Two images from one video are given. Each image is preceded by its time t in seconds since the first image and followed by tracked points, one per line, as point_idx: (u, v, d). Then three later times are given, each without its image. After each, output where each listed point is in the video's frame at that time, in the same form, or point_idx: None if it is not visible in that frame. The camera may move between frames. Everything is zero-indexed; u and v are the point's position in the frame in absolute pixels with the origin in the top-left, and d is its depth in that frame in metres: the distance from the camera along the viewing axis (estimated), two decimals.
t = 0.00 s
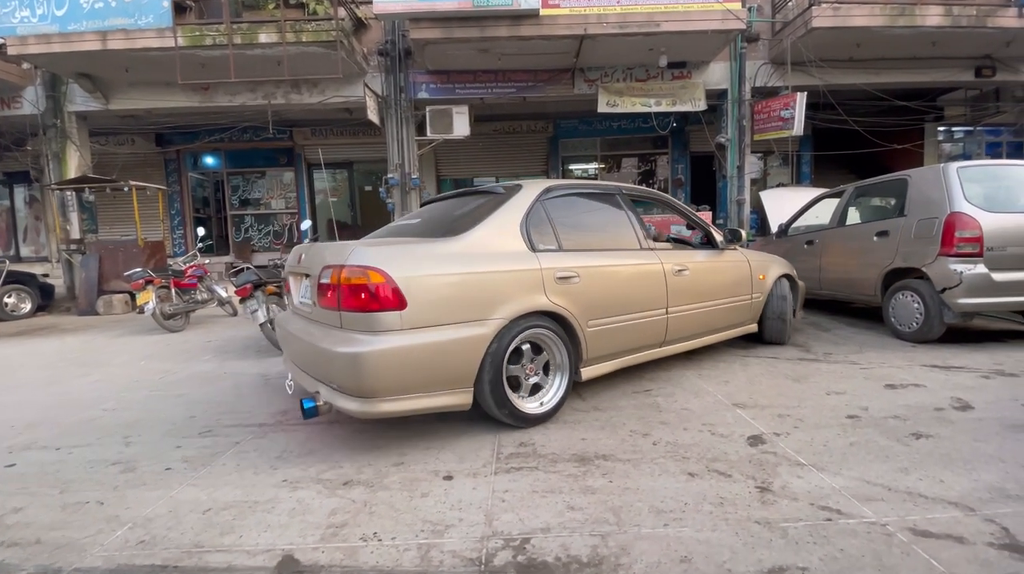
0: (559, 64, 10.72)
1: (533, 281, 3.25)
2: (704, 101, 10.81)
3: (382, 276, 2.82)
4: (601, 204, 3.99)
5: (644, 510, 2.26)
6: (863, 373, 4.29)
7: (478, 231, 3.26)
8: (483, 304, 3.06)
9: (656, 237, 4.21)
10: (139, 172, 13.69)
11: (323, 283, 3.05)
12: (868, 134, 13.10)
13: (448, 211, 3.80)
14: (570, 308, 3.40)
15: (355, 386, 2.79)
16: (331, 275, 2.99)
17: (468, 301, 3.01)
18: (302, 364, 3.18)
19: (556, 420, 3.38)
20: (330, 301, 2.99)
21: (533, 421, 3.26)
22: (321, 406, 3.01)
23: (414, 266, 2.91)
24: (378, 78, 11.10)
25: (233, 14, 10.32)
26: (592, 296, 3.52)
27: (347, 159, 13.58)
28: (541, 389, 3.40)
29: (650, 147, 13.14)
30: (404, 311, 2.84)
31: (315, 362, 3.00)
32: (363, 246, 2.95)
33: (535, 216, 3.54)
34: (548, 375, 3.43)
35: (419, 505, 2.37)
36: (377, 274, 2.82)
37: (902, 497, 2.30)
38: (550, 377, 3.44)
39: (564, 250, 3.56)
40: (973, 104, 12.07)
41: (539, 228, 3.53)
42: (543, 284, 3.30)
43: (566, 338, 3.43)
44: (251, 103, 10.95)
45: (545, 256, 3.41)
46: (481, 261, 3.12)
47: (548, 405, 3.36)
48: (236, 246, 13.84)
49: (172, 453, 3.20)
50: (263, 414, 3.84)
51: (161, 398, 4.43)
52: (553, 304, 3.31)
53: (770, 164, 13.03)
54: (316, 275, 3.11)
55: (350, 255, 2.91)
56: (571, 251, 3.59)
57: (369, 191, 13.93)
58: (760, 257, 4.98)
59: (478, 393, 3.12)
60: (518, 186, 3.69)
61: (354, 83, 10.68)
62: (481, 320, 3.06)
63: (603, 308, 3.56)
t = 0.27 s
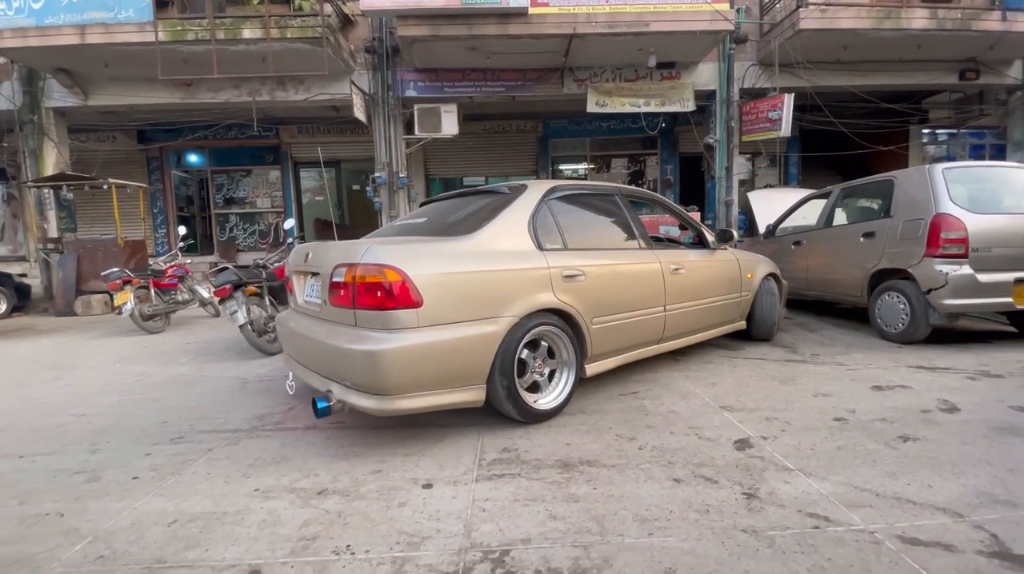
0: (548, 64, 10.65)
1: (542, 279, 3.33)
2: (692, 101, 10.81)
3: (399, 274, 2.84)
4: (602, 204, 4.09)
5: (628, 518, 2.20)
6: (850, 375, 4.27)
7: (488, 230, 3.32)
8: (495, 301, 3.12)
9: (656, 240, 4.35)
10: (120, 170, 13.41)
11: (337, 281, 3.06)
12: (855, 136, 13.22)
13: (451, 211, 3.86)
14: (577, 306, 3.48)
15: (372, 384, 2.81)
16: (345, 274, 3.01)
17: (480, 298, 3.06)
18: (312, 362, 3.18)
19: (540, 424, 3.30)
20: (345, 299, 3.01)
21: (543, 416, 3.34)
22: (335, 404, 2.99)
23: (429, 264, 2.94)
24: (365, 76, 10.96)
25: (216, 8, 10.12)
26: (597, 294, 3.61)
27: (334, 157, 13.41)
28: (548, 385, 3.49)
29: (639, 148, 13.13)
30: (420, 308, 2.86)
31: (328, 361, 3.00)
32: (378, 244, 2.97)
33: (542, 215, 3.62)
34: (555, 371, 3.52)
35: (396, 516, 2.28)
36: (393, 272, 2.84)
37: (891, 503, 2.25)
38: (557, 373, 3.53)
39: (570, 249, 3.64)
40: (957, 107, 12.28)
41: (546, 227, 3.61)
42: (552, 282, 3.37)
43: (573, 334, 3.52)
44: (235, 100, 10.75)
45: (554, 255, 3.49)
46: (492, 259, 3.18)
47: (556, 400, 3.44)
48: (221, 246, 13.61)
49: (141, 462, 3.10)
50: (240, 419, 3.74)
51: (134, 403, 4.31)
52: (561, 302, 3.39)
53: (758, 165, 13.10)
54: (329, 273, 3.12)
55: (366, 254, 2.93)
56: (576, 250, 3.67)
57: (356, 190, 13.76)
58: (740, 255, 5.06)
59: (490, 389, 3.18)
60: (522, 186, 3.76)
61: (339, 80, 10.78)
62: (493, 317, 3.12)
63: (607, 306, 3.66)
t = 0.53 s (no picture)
0: (535, 61, 10.54)
1: (546, 277, 3.37)
2: (679, 101, 10.79)
3: (410, 271, 2.86)
4: (599, 204, 4.17)
5: (612, 530, 2.10)
6: (837, 376, 4.22)
7: (492, 228, 3.36)
8: (502, 299, 3.15)
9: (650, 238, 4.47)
10: (94, 165, 13.01)
11: (344, 279, 3.06)
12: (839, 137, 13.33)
13: (450, 210, 3.89)
14: (579, 303, 3.54)
15: (383, 382, 2.81)
16: (354, 271, 3.01)
17: (487, 296, 3.09)
18: (317, 362, 3.15)
19: (523, 430, 3.19)
20: (353, 296, 3.01)
21: (548, 412, 3.38)
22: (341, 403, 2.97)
23: (438, 262, 2.95)
24: (349, 71, 10.76)
25: None
26: (598, 292, 3.67)
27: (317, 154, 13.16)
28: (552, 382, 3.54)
29: (626, 148, 13.10)
30: (432, 306, 2.88)
31: (336, 360, 2.99)
32: (387, 242, 2.98)
33: (542, 214, 3.68)
34: (558, 368, 3.56)
35: (367, 531, 2.16)
36: (404, 269, 2.86)
37: (882, 511, 2.19)
38: (560, 370, 3.58)
39: (571, 248, 3.70)
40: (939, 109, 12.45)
41: (547, 225, 3.68)
42: (555, 280, 3.42)
43: (575, 331, 3.57)
44: (215, 94, 10.47)
45: (555, 253, 3.55)
46: (497, 257, 3.22)
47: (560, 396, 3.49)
48: (200, 244, 13.28)
49: (101, 472, 2.94)
50: (210, 424, 3.58)
51: (99, 408, 4.12)
52: (564, 299, 3.44)
53: (743, 166, 13.16)
54: (336, 271, 3.11)
55: (376, 251, 2.93)
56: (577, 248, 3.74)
57: (340, 188, 13.53)
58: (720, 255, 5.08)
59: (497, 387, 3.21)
60: (522, 185, 3.81)
61: (322, 76, 10.47)
62: (500, 314, 3.15)
63: (607, 303, 3.72)
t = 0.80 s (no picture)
0: (522, 57, 10.38)
1: (550, 274, 3.37)
2: (666, 99, 10.72)
3: (417, 268, 2.82)
4: (596, 201, 4.18)
5: (599, 549, 1.96)
6: (827, 378, 4.15)
7: (495, 226, 3.34)
8: (507, 296, 3.14)
9: (642, 236, 4.51)
10: (66, 160, 12.53)
11: (347, 276, 2.99)
12: (824, 137, 13.41)
13: (447, 206, 3.85)
14: (581, 300, 3.55)
15: (391, 381, 2.76)
16: (358, 268, 2.94)
17: (492, 294, 3.07)
18: (317, 363, 3.08)
19: (506, 436, 3.04)
20: (356, 294, 2.95)
21: (553, 410, 3.38)
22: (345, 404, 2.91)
23: (445, 259, 2.92)
24: (331, 64, 10.49)
25: None
26: (598, 289, 3.69)
27: (299, 149, 12.84)
28: (555, 379, 3.53)
29: (613, 146, 13.01)
30: (440, 303, 2.85)
31: (340, 360, 2.93)
32: (393, 239, 2.93)
33: (542, 212, 3.67)
34: (561, 366, 3.56)
35: (335, 553, 1.99)
36: (412, 266, 2.82)
37: (882, 525, 2.08)
38: (563, 367, 3.57)
39: (571, 245, 3.71)
40: (921, 110, 12.58)
41: (547, 222, 3.67)
42: (559, 278, 3.42)
43: (577, 328, 3.58)
44: (191, 86, 10.11)
45: (558, 250, 3.55)
46: (501, 254, 3.20)
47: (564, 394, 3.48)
48: (177, 241, 12.88)
49: (51, 486, 2.72)
50: (175, 433, 3.37)
51: (57, 414, 3.88)
52: (567, 296, 3.45)
53: (730, 165, 13.16)
54: (338, 268, 3.04)
55: (382, 248, 2.88)
56: (577, 245, 3.75)
57: (323, 184, 13.22)
58: (703, 254, 5.05)
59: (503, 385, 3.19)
60: (521, 182, 3.80)
61: (304, 69, 10.08)
62: (505, 312, 3.14)
63: (606, 300, 3.74)
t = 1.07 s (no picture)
0: (512, 50, 10.17)
1: (557, 271, 3.34)
2: (657, 95, 10.60)
3: (429, 265, 2.73)
4: (597, 198, 4.17)
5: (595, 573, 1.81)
6: (825, 379, 4.04)
7: (502, 221, 3.27)
8: (515, 293, 3.08)
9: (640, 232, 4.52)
10: (41, 153, 12.11)
11: (353, 273, 2.87)
12: (814, 135, 13.40)
13: (448, 202, 3.78)
14: (586, 297, 3.53)
15: (403, 381, 2.68)
16: (366, 264, 2.83)
17: (502, 290, 3.01)
18: (321, 362, 2.98)
19: (495, 444, 2.88)
20: (365, 291, 2.83)
21: (560, 407, 3.34)
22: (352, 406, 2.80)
23: (456, 256, 2.85)
24: (316, 56, 10.20)
25: None
26: (601, 286, 3.69)
27: (284, 143, 12.53)
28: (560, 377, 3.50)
29: (605, 142, 12.88)
30: (452, 301, 2.78)
31: (346, 359, 2.83)
32: (403, 235, 2.83)
33: (547, 208, 3.63)
34: (566, 363, 3.53)
35: None
36: (423, 262, 2.72)
37: (895, 543, 1.95)
38: (568, 364, 3.54)
39: (576, 242, 3.68)
40: (911, 108, 12.61)
41: (552, 218, 3.64)
42: (565, 274, 3.39)
43: (582, 326, 3.56)
44: (171, 78, 9.78)
45: (564, 246, 3.52)
46: (510, 250, 3.14)
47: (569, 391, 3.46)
48: (158, 237, 12.53)
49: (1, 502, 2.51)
50: (142, 441, 3.16)
51: (17, 421, 3.65)
52: (573, 293, 3.43)
53: (721, 162, 13.10)
54: (343, 264, 2.93)
55: (392, 243, 2.78)
56: (581, 242, 3.72)
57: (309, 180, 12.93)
58: (692, 252, 4.98)
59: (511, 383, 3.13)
60: (525, 178, 3.74)
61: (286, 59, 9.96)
62: (515, 309, 3.09)
63: (609, 298, 3.74)
